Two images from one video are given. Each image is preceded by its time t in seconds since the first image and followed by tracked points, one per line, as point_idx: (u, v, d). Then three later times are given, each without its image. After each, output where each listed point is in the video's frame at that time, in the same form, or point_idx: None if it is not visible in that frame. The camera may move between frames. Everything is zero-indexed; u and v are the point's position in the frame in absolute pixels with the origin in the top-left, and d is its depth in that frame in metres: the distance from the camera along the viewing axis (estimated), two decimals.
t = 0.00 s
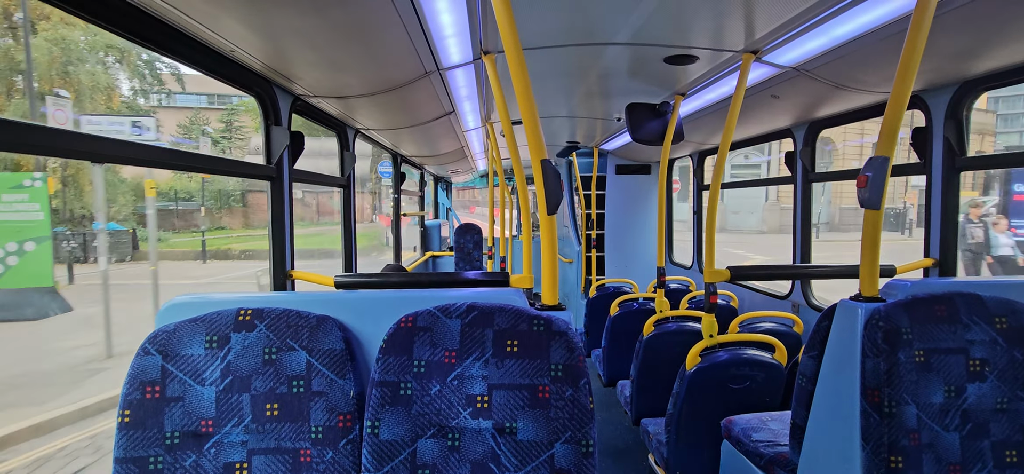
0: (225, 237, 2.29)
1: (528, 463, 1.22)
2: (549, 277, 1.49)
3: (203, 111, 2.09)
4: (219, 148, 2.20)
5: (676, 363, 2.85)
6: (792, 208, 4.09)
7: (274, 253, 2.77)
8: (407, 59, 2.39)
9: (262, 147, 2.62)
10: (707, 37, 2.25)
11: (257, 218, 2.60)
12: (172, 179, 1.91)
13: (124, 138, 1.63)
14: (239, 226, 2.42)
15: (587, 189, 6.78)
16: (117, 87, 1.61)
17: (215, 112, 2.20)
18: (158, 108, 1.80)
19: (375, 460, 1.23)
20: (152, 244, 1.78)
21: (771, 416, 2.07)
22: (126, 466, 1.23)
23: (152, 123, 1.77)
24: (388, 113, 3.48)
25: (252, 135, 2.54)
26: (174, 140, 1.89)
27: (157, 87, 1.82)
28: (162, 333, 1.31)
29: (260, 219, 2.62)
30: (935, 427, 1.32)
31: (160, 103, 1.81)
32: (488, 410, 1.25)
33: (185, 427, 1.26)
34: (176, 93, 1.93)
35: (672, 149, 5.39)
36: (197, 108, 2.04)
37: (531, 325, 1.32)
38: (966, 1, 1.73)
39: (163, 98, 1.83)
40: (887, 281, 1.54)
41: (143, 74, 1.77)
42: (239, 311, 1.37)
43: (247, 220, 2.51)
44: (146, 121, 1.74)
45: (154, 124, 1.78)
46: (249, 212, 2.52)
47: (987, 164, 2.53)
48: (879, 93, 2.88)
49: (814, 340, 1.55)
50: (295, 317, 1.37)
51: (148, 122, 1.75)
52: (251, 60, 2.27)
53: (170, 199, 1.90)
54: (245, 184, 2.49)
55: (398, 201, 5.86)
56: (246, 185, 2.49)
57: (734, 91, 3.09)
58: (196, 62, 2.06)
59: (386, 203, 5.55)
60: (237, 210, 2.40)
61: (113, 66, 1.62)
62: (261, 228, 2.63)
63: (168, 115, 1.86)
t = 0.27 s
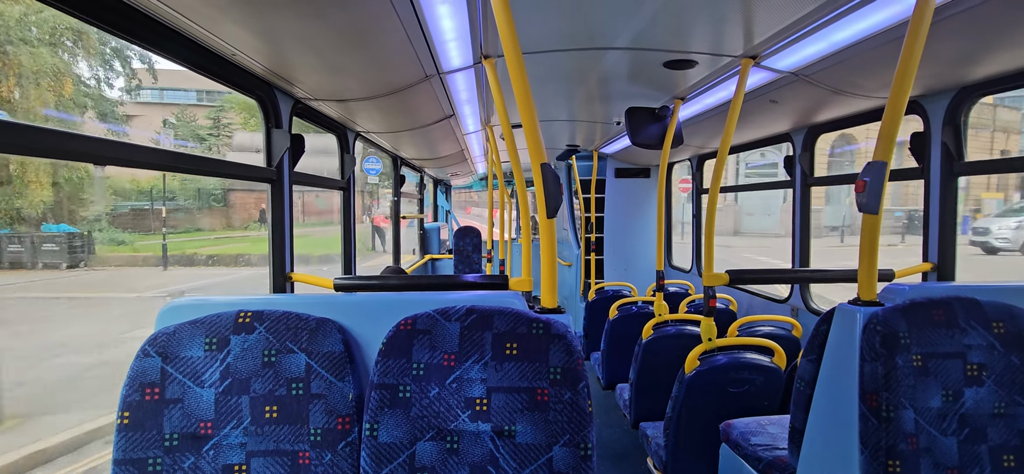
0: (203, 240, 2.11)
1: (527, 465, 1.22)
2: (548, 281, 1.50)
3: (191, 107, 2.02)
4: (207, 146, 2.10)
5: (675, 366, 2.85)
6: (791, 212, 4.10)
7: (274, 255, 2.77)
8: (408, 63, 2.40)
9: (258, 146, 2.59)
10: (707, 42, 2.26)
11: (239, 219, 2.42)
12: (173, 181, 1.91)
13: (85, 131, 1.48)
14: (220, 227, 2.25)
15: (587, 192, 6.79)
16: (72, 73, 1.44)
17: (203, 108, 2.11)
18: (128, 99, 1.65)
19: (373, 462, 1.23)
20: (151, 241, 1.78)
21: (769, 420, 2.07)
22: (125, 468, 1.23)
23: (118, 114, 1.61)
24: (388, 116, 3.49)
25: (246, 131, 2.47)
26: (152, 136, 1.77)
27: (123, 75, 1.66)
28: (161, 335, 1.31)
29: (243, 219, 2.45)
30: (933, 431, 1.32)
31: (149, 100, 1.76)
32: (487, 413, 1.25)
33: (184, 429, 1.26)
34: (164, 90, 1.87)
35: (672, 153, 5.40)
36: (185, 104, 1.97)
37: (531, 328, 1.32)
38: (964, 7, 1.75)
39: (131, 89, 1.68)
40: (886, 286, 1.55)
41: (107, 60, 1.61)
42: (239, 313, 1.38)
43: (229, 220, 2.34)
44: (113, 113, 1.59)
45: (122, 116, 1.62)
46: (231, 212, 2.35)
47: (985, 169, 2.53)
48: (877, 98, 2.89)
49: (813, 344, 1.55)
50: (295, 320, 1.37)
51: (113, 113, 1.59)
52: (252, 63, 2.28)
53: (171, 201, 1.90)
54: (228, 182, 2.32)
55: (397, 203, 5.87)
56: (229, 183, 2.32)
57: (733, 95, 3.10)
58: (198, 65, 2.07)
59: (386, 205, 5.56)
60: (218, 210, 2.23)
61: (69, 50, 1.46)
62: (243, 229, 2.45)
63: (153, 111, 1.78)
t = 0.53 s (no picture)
0: (182, 243, 1.95)
1: (526, 469, 1.22)
2: (546, 283, 1.50)
3: (180, 104, 1.93)
4: (198, 146, 2.01)
5: (674, 368, 2.85)
6: (790, 214, 4.10)
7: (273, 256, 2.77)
8: (408, 65, 2.40)
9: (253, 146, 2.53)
10: (707, 44, 2.26)
11: (224, 220, 2.26)
12: (176, 183, 1.91)
13: (47, 126, 1.35)
14: (203, 229, 2.09)
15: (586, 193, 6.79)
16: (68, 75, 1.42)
17: (192, 107, 2.02)
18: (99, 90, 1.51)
19: (372, 465, 1.23)
20: (157, 244, 1.79)
21: (769, 423, 2.07)
22: (124, 471, 1.23)
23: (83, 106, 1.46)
24: (388, 117, 3.49)
25: (241, 132, 2.43)
26: (138, 135, 1.68)
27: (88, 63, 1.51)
28: (161, 338, 1.31)
29: (228, 221, 2.29)
30: (931, 435, 1.32)
31: (139, 98, 1.69)
32: (485, 416, 1.25)
33: (183, 432, 1.26)
34: (153, 88, 1.80)
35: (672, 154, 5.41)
36: (175, 102, 1.90)
37: (530, 332, 1.32)
38: (963, 11, 1.75)
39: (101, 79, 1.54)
40: (885, 289, 1.55)
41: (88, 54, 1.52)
42: (237, 316, 1.38)
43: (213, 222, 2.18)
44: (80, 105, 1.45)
45: (89, 109, 1.48)
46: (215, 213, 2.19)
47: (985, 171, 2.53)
48: (877, 100, 2.89)
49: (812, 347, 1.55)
50: (294, 323, 1.37)
51: (77, 105, 1.44)
52: (252, 65, 2.28)
53: (173, 204, 1.90)
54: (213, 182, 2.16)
55: (397, 205, 5.87)
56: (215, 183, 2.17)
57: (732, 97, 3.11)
58: (198, 67, 2.07)
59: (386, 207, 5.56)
60: (201, 210, 2.08)
61: (21, 36, 1.30)
62: (226, 232, 2.27)
63: (144, 111, 1.73)
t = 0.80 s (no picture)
0: (161, 247, 1.83)
1: (523, 468, 1.23)
2: (544, 283, 1.50)
3: (173, 103, 1.89)
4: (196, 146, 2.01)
5: (673, 367, 2.86)
6: (789, 213, 4.11)
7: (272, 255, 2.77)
8: (406, 64, 2.40)
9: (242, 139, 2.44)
10: (705, 43, 2.27)
11: (208, 222, 2.13)
12: (175, 183, 1.91)
13: None
14: (184, 232, 1.96)
15: (585, 192, 6.79)
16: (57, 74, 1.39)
17: (184, 104, 1.97)
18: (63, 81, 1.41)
19: (370, 465, 1.23)
20: (155, 241, 1.79)
21: (767, 421, 2.07)
22: (122, 471, 1.23)
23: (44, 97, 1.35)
24: (386, 116, 3.49)
25: (229, 128, 2.33)
26: (119, 131, 1.60)
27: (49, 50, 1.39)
28: (159, 338, 1.31)
29: (211, 222, 2.14)
30: (928, 433, 1.32)
31: (132, 96, 1.68)
32: (483, 416, 1.26)
33: (182, 432, 1.26)
34: (146, 85, 1.78)
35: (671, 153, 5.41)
36: (165, 100, 1.85)
37: (527, 331, 1.33)
38: (961, 10, 1.75)
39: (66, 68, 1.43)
40: (882, 288, 1.56)
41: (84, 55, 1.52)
42: (235, 316, 1.38)
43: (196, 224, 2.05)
44: (41, 97, 1.34)
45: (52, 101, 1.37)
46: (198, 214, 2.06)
47: (983, 170, 2.54)
48: (875, 99, 2.89)
49: (809, 346, 1.55)
50: (292, 323, 1.37)
51: (34, 94, 1.32)
52: (249, 64, 2.27)
53: (172, 203, 1.90)
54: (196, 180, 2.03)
55: (396, 203, 5.88)
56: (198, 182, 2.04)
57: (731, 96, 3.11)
58: (195, 67, 2.07)
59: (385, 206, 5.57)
60: (181, 211, 1.95)
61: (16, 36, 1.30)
62: (210, 234, 2.14)
63: (137, 110, 1.70)
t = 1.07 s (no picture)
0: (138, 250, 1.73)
1: (523, 466, 1.22)
2: (543, 281, 1.50)
3: (164, 99, 1.86)
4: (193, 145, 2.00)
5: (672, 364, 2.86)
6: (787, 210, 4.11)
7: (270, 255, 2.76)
8: (403, 62, 2.39)
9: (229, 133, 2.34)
10: (702, 40, 2.26)
11: (190, 223, 2.03)
12: (169, 181, 1.90)
13: None
14: (164, 233, 1.87)
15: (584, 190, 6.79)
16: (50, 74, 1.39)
17: (175, 101, 1.94)
18: (32, 70, 1.34)
19: (370, 463, 1.23)
20: (156, 241, 1.81)
21: (766, 418, 2.08)
22: (121, 471, 1.23)
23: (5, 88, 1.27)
24: (384, 115, 3.48)
25: (218, 121, 2.25)
26: (105, 127, 1.57)
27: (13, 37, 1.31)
28: (157, 338, 1.31)
29: (194, 222, 2.05)
30: (927, 429, 1.32)
31: (122, 92, 1.66)
32: (483, 414, 1.26)
33: (180, 432, 1.26)
34: (137, 81, 1.76)
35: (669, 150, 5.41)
36: (156, 96, 1.82)
37: (526, 329, 1.32)
38: (959, 5, 1.75)
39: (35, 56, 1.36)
40: (881, 284, 1.56)
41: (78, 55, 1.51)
42: (234, 316, 1.37)
43: (177, 224, 1.95)
44: (16, 91, 1.29)
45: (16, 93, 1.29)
46: (179, 214, 1.97)
47: (980, 166, 2.54)
48: (873, 95, 2.90)
49: (808, 343, 1.55)
50: (290, 321, 1.37)
51: None
52: (246, 63, 2.27)
53: (167, 202, 1.89)
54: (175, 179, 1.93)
55: (394, 203, 5.87)
56: (177, 181, 1.94)
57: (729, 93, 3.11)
58: (193, 67, 2.06)
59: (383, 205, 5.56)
60: (159, 212, 1.84)
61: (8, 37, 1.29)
62: (192, 236, 2.03)
63: (130, 107, 1.68)
